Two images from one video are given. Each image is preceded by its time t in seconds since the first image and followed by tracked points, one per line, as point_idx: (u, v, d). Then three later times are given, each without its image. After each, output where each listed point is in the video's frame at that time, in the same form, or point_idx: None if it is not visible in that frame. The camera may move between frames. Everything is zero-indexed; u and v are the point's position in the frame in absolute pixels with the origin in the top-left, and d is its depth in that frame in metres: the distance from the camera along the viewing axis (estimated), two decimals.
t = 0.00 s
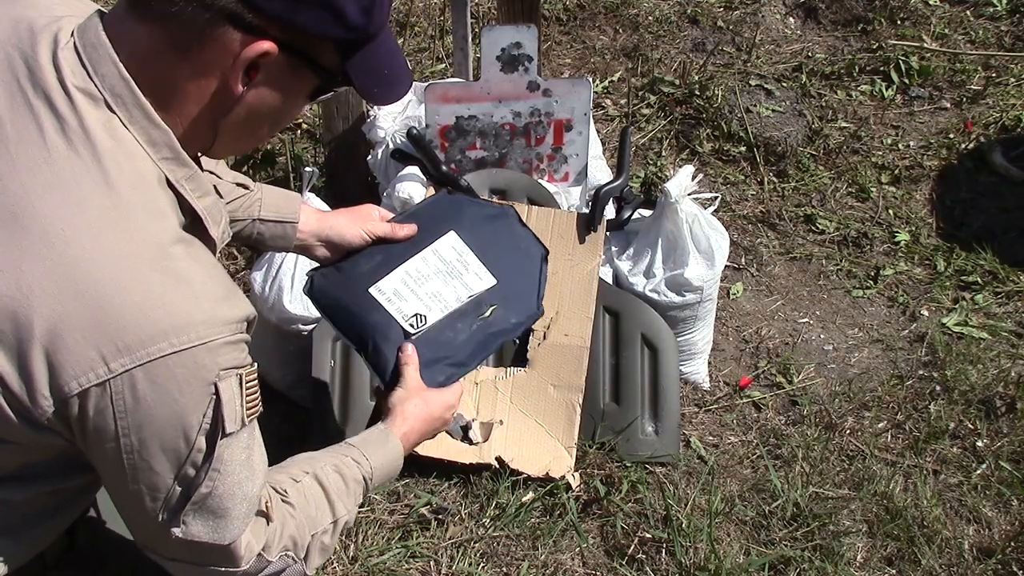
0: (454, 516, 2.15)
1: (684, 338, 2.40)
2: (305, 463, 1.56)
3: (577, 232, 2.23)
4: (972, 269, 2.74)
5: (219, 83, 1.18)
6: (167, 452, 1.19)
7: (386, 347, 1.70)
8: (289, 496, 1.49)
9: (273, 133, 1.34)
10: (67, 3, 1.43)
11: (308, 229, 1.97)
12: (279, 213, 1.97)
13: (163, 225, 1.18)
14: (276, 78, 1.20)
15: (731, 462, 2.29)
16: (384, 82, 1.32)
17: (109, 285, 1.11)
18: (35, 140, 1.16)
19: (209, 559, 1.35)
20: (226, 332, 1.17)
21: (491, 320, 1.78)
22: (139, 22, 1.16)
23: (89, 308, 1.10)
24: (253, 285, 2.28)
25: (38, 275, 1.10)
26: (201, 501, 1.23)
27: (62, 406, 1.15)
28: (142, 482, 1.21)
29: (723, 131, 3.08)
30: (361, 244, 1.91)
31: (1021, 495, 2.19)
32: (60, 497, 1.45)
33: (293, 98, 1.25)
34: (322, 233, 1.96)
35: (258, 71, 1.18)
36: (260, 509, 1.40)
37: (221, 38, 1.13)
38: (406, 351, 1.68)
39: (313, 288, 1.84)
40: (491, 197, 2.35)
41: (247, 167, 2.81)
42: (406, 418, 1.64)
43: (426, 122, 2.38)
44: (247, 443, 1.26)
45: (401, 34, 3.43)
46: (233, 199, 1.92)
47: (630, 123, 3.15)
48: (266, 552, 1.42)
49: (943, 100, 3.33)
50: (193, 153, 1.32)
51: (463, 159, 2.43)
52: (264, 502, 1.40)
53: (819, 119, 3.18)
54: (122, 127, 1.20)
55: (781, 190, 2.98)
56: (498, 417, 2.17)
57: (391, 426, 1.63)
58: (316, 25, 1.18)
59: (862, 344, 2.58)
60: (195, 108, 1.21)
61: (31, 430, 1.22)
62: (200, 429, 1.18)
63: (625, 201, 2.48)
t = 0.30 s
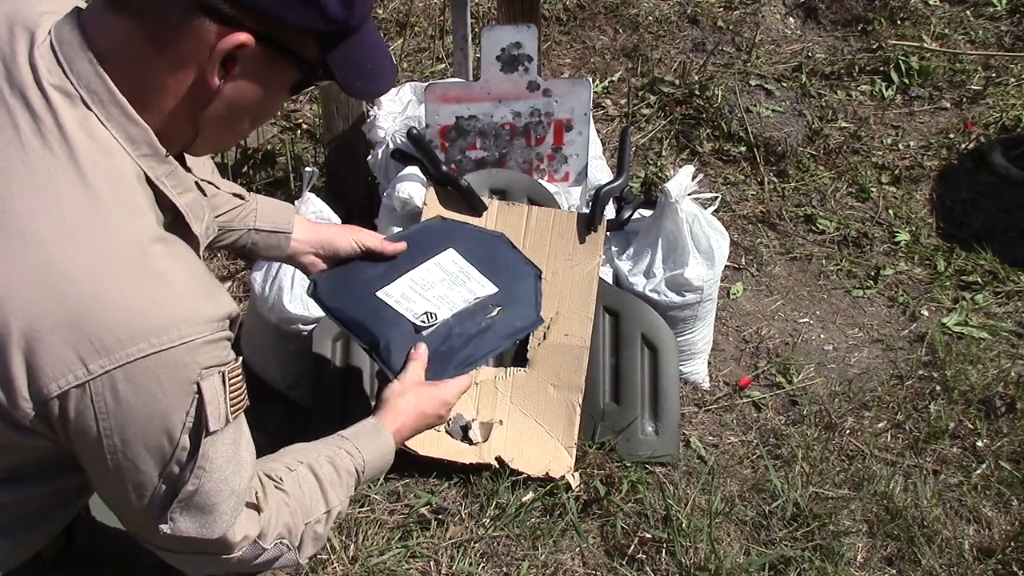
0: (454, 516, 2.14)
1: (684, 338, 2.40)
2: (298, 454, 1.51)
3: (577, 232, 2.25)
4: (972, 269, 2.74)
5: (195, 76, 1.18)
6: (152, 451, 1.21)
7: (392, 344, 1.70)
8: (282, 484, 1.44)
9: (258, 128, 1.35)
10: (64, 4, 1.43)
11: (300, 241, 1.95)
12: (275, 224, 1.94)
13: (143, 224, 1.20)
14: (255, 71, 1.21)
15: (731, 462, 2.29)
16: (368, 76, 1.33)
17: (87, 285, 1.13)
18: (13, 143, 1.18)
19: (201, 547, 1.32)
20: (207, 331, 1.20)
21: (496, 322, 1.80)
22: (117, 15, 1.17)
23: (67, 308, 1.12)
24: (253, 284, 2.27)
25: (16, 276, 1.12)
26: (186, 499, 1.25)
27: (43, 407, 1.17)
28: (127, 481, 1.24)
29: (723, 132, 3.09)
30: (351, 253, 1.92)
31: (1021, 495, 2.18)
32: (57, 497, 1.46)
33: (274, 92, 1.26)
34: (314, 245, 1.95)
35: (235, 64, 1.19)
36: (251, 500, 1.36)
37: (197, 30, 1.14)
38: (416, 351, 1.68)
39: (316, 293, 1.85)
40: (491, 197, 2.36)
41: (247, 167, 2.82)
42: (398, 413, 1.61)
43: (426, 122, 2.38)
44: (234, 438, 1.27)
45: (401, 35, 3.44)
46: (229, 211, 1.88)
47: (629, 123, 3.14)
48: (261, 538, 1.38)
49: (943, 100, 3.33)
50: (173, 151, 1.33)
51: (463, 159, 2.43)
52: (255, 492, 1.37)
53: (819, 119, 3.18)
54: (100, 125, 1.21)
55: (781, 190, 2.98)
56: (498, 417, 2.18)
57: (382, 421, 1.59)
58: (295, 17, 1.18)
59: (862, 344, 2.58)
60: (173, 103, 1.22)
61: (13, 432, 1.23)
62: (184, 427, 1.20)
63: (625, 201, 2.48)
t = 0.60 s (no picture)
0: (454, 516, 2.14)
1: (684, 338, 2.40)
2: (264, 437, 1.48)
3: (577, 232, 2.25)
4: (972, 269, 2.74)
5: (137, 45, 1.14)
6: (118, 439, 1.16)
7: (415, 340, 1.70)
8: (258, 467, 1.42)
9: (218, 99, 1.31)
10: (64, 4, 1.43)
11: (286, 287, 1.94)
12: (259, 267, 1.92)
13: (94, 204, 1.14)
14: (199, 39, 1.17)
15: (731, 462, 2.28)
16: (323, 37, 1.34)
17: (33, 271, 1.08)
18: None
19: (173, 535, 1.29)
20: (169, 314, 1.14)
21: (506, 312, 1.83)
22: None
23: (17, 296, 1.08)
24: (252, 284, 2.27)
25: None
26: (157, 487, 1.20)
27: (4, 397, 1.12)
28: (96, 472, 1.18)
29: (723, 131, 3.09)
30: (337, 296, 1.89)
31: (1021, 495, 2.18)
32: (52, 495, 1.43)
33: (225, 59, 1.22)
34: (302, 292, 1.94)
35: (178, 32, 1.15)
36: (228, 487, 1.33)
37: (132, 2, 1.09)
38: (398, 340, 1.68)
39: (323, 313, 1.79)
40: (491, 197, 2.36)
41: (247, 167, 2.84)
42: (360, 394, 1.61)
43: (426, 122, 2.38)
44: (204, 422, 1.22)
45: (401, 35, 3.44)
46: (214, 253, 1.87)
47: (629, 123, 3.14)
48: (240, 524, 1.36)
49: (943, 100, 3.33)
50: (133, 128, 1.30)
51: (463, 159, 2.43)
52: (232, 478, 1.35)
53: (819, 119, 3.19)
54: (46, 106, 1.17)
55: (781, 190, 2.98)
56: (498, 417, 2.19)
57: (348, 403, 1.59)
58: None
59: (862, 344, 2.58)
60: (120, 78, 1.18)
61: None
62: (149, 413, 1.15)
63: (625, 201, 2.49)
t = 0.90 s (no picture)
0: (454, 516, 2.14)
1: (684, 338, 2.40)
2: (274, 441, 1.49)
3: (577, 232, 2.25)
4: (972, 269, 2.74)
5: (91, 38, 1.14)
6: (88, 441, 1.15)
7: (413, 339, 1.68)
8: (256, 471, 1.42)
9: (177, 90, 1.33)
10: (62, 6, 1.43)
11: (272, 290, 1.97)
12: (244, 271, 1.94)
13: (49, 202, 1.13)
14: (154, 31, 1.18)
15: (731, 462, 2.28)
16: (280, 20, 1.33)
17: None
18: None
19: (158, 535, 1.29)
20: (130, 313, 1.12)
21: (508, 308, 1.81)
22: None
23: None
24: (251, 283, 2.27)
25: None
26: (130, 488, 1.19)
27: None
28: (70, 474, 1.18)
29: (723, 131, 3.09)
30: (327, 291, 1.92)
31: (1021, 495, 2.18)
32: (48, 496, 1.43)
33: (182, 48, 1.23)
34: (290, 293, 1.98)
35: (132, 23, 1.16)
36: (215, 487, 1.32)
37: None
38: (427, 346, 1.67)
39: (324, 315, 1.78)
40: (492, 197, 2.36)
41: (247, 167, 2.84)
42: (378, 406, 1.62)
43: (426, 122, 2.38)
44: (177, 421, 1.21)
45: (401, 34, 3.44)
46: (198, 257, 1.89)
47: (629, 123, 3.14)
48: (232, 523, 1.35)
49: (943, 100, 3.33)
50: (92, 122, 1.29)
51: (463, 159, 2.43)
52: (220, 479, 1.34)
53: (819, 119, 3.19)
54: None
55: (781, 190, 2.98)
56: (498, 417, 2.19)
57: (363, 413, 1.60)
58: None
59: (862, 344, 2.58)
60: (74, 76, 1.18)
61: None
62: (117, 415, 1.15)
63: (625, 201, 2.49)
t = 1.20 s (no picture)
0: (454, 516, 2.14)
1: (684, 338, 2.40)
2: (275, 447, 1.49)
3: (577, 232, 2.25)
4: (972, 269, 2.74)
5: (78, 41, 1.13)
6: (85, 444, 1.15)
7: (407, 342, 1.68)
8: (254, 477, 1.42)
9: (174, 92, 1.32)
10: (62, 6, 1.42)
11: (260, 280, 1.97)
12: (234, 263, 1.95)
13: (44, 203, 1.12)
14: (142, 32, 1.17)
15: (731, 462, 2.28)
16: (276, 22, 1.33)
17: None
18: None
19: (157, 541, 1.28)
20: (127, 313, 1.12)
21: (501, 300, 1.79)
22: None
23: None
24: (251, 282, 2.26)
25: None
26: (128, 490, 1.18)
27: None
28: (66, 478, 1.17)
29: (723, 131, 3.09)
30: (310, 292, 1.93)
31: (1021, 495, 2.18)
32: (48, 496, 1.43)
33: (172, 49, 1.21)
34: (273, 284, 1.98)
35: (119, 25, 1.15)
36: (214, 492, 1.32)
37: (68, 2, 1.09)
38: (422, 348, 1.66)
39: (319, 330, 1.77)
40: (492, 198, 2.36)
41: (247, 167, 2.85)
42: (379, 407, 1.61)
43: (426, 122, 2.38)
44: (174, 422, 1.21)
45: (401, 34, 3.44)
46: (187, 249, 1.90)
47: (630, 123, 3.14)
48: (230, 529, 1.34)
49: (943, 100, 3.33)
50: (87, 123, 1.29)
51: (463, 159, 2.43)
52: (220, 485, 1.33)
53: (819, 119, 3.19)
54: None
55: (781, 190, 2.98)
56: (498, 417, 2.19)
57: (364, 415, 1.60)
58: None
59: (862, 344, 2.58)
60: (66, 78, 1.18)
61: None
62: (114, 417, 1.14)
63: (625, 201, 2.48)
